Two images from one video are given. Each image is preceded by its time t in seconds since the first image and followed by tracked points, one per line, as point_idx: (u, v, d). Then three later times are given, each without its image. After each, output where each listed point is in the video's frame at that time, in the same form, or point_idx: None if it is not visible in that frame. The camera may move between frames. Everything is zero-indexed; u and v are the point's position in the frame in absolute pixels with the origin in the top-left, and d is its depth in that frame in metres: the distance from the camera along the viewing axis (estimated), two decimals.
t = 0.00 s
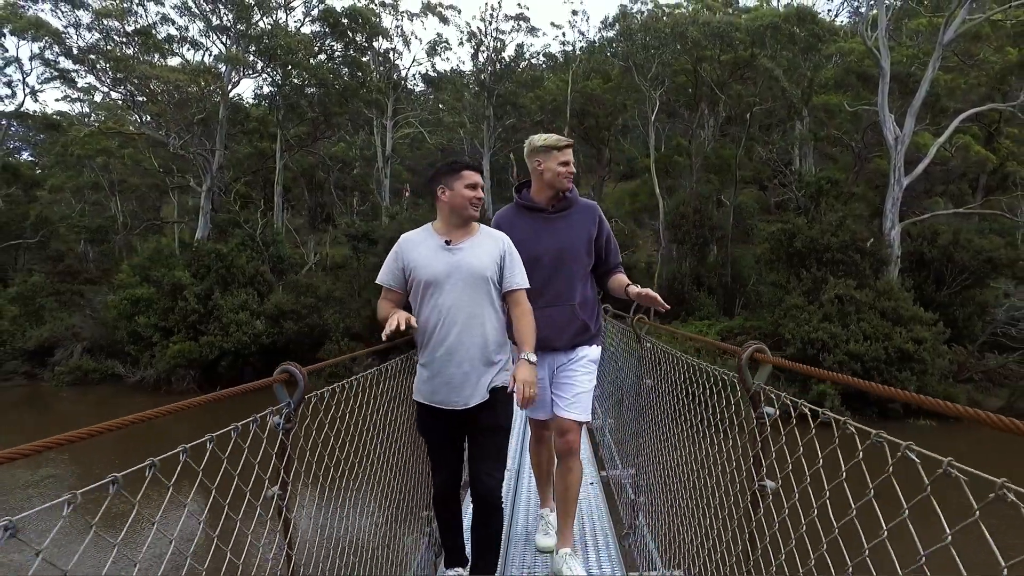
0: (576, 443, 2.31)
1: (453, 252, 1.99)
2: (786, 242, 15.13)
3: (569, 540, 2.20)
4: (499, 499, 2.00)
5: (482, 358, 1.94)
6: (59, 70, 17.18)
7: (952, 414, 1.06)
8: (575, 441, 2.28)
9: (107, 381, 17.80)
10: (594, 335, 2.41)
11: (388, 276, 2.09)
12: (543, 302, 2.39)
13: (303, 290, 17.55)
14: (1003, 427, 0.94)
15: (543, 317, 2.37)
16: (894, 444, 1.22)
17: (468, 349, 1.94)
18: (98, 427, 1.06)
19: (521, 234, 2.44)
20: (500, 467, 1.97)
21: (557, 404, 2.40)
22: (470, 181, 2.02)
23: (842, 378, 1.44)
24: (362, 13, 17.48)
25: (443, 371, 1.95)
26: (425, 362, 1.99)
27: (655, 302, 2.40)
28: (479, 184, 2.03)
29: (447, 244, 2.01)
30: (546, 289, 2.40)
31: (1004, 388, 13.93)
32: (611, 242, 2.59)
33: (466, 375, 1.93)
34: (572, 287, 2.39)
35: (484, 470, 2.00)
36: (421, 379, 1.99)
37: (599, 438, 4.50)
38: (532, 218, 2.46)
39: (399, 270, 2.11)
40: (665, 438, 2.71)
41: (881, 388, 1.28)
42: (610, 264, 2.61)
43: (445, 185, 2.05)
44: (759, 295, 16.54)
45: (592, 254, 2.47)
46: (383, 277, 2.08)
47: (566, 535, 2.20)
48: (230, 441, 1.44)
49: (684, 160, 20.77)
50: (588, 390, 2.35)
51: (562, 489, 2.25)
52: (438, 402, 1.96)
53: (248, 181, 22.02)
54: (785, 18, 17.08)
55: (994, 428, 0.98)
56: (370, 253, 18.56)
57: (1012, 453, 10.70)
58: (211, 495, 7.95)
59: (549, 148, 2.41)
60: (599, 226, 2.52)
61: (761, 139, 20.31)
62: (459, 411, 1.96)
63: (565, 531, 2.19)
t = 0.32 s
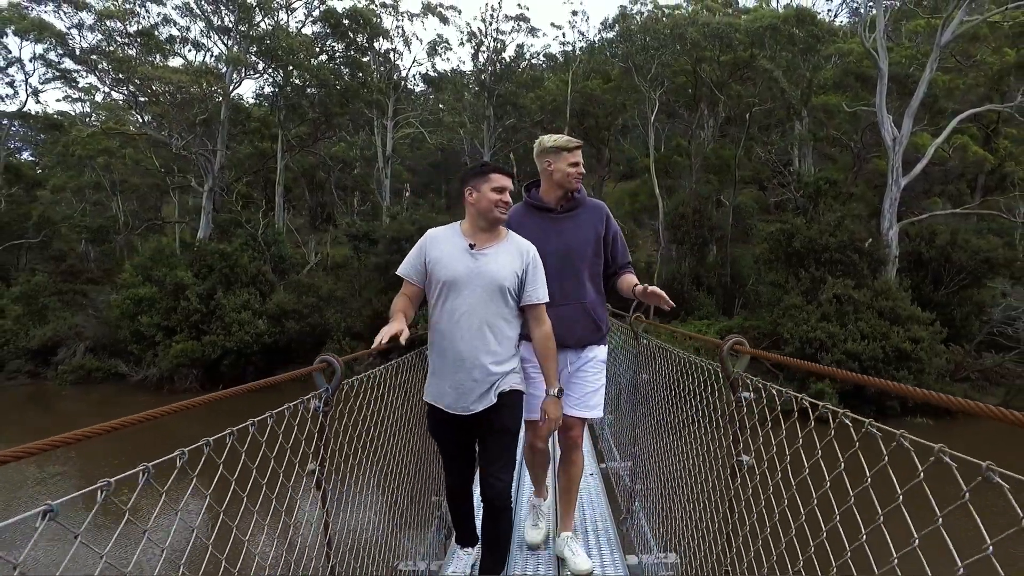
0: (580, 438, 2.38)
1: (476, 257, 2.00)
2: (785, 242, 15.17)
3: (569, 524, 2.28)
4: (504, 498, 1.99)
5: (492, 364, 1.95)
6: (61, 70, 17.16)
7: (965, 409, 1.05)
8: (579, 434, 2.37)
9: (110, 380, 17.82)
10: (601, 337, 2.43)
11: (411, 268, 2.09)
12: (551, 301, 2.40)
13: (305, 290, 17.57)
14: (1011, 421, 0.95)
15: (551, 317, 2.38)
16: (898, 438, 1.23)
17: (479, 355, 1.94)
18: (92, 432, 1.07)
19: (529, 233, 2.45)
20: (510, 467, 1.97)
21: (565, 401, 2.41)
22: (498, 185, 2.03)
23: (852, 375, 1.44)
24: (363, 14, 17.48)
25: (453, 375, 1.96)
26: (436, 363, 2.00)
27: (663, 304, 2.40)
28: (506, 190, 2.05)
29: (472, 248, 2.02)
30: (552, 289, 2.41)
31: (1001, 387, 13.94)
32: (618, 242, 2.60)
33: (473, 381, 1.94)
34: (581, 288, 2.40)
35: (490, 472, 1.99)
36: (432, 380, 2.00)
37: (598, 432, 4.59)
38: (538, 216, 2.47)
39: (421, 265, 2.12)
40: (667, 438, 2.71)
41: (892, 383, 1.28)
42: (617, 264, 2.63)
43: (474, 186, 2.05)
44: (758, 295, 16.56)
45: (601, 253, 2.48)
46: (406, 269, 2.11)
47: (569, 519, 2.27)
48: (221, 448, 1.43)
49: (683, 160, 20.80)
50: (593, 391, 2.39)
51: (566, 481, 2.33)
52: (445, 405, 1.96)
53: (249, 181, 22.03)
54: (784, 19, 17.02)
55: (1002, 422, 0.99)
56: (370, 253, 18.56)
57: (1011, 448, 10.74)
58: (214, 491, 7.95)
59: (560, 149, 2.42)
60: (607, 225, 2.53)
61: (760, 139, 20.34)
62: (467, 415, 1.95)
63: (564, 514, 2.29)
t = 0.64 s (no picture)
0: (571, 435, 2.42)
1: (481, 247, 2.01)
2: (783, 242, 15.21)
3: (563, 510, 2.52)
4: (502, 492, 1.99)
5: (491, 353, 1.95)
6: (62, 70, 17.16)
7: (970, 406, 1.05)
8: (569, 432, 2.40)
9: (111, 379, 17.82)
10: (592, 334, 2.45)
11: (417, 259, 2.16)
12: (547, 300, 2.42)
13: (305, 290, 17.59)
14: (1009, 414, 0.96)
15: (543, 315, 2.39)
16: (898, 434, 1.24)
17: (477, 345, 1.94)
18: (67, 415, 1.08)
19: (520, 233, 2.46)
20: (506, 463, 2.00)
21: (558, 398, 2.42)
22: (492, 173, 2.02)
23: (850, 371, 1.45)
24: (363, 14, 17.49)
25: (452, 365, 1.95)
26: (435, 354, 1.99)
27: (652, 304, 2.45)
28: (502, 178, 2.03)
29: (477, 239, 2.02)
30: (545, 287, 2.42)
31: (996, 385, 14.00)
32: (606, 241, 2.63)
33: (470, 370, 1.93)
34: (574, 286, 2.42)
35: (488, 467, 2.00)
36: (428, 370, 1.99)
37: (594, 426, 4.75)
38: (530, 214, 2.48)
39: (423, 256, 2.13)
40: (667, 439, 2.71)
41: (890, 380, 1.29)
42: (605, 263, 2.65)
43: (470, 176, 2.05)
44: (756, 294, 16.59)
45: (590, 254, 2.50)
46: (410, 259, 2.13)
47: (562, 506, 2.47)
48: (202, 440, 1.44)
49: (681, 160, 20.86)
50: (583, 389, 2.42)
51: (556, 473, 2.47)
52: (440, 396, 1.95)
53: (249, 181, 22.04)
54: (782, 20, 16.69)
55: (998, 417, 1.01)
56: (369, 253, 18.59)
57: (1009, 447, 10.79)
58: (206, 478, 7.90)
59: (552, 148, 2.42)
60: (595, 226, 2.55)
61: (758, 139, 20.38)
62: (464, 408, 1.95)
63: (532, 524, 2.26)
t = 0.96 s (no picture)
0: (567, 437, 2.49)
1: (467, 248, 1.97)
2: (780, 242, 15.24)
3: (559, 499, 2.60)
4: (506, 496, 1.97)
5: (488, 359, 1.93)
6: (63, 70, 17.18)
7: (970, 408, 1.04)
8: (568, 433, 2.47)
9: (112, 378, 17.84)
10: (576, 332, 2.47)
11: (412, 263, 2.16)
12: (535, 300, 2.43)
13: (305, 290, 17.57)
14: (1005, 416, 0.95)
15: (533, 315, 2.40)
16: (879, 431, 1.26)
17: (473, 350, 1.92)
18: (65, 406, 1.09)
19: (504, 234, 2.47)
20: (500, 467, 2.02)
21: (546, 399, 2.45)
22: (471, 171, 1.97)
23: (845, 372, 1.45)
24: (363, 14, 17.49)
25: (449, 371, 1.93)
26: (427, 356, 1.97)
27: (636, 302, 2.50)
28: (484, 177, 1.98)
29: (463, 240, 1.99)
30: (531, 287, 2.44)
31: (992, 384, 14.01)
32: (587, 238, 2.64)
33: (465, 376, 1.92)
34: (559, 283, 2.44)
35: (486, 468, 2.02)
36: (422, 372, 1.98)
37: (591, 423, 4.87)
38: (514, 214, 2.49)
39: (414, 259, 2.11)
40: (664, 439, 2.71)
41: (884, 380, 1.30)
42: (586, 260, 2.68)
43: (453, 176, 2.02)
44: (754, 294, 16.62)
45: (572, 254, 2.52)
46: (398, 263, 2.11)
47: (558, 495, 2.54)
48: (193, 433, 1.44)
49: (679, 160, 20.91)
50: (572, 388, 2.45)
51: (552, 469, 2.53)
52: (434, 399, 1.94)
53: (249, 181, 22.05)
54: (782, 20, 16.61)
55: (992, 420, 1.02)
56: (368, 253, 18.56)
57: (1006, 447, 10.80)
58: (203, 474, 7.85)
59: (527, 149, 2.41)
60: (577, 225, 2.57)
61: (757, 139, 20.40)
62: (456, 412, 1.94)
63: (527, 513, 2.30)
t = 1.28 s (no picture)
0: (580, 434, 2.34)
1: (447, 245, 1.94)
2: (778, 242, 15.27)
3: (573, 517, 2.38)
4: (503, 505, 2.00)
5: (482, 359, 1.90)
6: (62, 70, 17.19)
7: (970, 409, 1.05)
8: (579, 424, 2.32)
9: (112, 378, 17.84)
10: (571, 331, 2.49)
11: (386, 271, 2.10)
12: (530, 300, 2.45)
13: (305, 290, 17.54)
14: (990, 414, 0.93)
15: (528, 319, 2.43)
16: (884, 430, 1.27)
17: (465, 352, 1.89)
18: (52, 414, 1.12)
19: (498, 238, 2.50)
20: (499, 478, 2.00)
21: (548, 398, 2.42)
22: (447, 170, 1.97)
23: (843, 372, 1.46)
24: (362, 15, 17.51)
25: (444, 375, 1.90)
26: (415, 361, 1.95)
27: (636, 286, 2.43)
28: (461, 174, 1.98)
29: (441, 237, 1.96)
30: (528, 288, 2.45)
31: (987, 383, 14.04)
32: (580, 237, 2.65)
33: (459, 378, 1.89)
34: (554, 282, 2.45)
35: (488, 479, 1.99)
36: (412, 378, 1.96)
37: (589, 421, 4.96)
38: (507, 218, 2.53)
39: (393, 263, 2.08)
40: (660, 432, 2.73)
41: (883, 380, 1.31)
42: (581, 259, 2.67)
43: (427, 174, 2.01)
44: (751, 293, 16.63)
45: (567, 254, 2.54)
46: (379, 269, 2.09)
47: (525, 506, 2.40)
48: (194, 437, 1.47)
49: (677, 160, 20.95)
50: (574, 385, 2.42)
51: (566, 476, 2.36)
52: (429, 406, 1.91)
53: (248, 181, 22.04)
54: (779, 22, 16.62)
55: (991, 418, 1.03)
56: (367, 253, 18.53)
57: (1004, 446, 10.77)
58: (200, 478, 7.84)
59: (516, 153, 2.43)
60: (570, 227, 2.59)
61: (754, 139, 20.41)
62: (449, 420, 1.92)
63: (525, 502, 2.40)
